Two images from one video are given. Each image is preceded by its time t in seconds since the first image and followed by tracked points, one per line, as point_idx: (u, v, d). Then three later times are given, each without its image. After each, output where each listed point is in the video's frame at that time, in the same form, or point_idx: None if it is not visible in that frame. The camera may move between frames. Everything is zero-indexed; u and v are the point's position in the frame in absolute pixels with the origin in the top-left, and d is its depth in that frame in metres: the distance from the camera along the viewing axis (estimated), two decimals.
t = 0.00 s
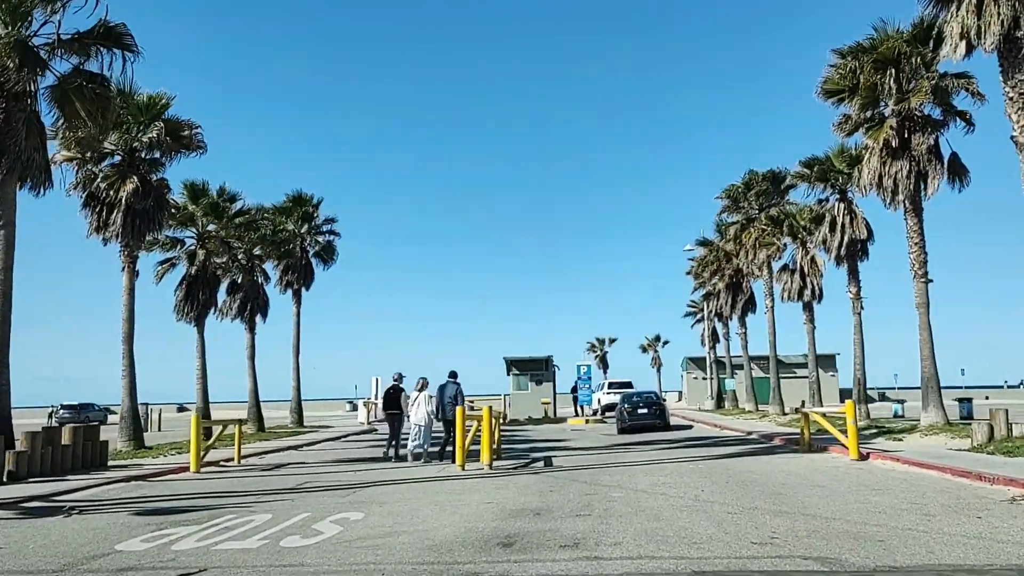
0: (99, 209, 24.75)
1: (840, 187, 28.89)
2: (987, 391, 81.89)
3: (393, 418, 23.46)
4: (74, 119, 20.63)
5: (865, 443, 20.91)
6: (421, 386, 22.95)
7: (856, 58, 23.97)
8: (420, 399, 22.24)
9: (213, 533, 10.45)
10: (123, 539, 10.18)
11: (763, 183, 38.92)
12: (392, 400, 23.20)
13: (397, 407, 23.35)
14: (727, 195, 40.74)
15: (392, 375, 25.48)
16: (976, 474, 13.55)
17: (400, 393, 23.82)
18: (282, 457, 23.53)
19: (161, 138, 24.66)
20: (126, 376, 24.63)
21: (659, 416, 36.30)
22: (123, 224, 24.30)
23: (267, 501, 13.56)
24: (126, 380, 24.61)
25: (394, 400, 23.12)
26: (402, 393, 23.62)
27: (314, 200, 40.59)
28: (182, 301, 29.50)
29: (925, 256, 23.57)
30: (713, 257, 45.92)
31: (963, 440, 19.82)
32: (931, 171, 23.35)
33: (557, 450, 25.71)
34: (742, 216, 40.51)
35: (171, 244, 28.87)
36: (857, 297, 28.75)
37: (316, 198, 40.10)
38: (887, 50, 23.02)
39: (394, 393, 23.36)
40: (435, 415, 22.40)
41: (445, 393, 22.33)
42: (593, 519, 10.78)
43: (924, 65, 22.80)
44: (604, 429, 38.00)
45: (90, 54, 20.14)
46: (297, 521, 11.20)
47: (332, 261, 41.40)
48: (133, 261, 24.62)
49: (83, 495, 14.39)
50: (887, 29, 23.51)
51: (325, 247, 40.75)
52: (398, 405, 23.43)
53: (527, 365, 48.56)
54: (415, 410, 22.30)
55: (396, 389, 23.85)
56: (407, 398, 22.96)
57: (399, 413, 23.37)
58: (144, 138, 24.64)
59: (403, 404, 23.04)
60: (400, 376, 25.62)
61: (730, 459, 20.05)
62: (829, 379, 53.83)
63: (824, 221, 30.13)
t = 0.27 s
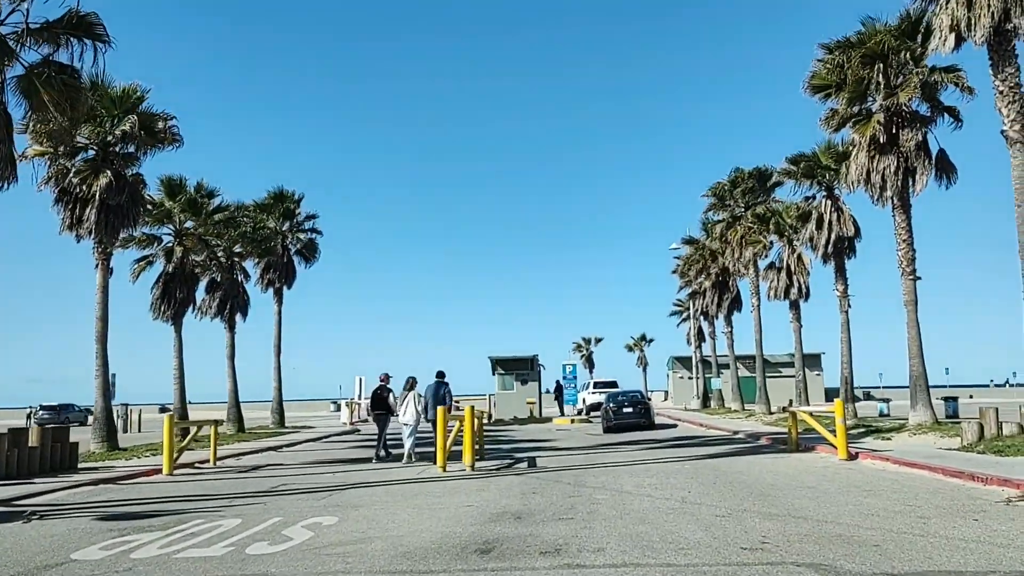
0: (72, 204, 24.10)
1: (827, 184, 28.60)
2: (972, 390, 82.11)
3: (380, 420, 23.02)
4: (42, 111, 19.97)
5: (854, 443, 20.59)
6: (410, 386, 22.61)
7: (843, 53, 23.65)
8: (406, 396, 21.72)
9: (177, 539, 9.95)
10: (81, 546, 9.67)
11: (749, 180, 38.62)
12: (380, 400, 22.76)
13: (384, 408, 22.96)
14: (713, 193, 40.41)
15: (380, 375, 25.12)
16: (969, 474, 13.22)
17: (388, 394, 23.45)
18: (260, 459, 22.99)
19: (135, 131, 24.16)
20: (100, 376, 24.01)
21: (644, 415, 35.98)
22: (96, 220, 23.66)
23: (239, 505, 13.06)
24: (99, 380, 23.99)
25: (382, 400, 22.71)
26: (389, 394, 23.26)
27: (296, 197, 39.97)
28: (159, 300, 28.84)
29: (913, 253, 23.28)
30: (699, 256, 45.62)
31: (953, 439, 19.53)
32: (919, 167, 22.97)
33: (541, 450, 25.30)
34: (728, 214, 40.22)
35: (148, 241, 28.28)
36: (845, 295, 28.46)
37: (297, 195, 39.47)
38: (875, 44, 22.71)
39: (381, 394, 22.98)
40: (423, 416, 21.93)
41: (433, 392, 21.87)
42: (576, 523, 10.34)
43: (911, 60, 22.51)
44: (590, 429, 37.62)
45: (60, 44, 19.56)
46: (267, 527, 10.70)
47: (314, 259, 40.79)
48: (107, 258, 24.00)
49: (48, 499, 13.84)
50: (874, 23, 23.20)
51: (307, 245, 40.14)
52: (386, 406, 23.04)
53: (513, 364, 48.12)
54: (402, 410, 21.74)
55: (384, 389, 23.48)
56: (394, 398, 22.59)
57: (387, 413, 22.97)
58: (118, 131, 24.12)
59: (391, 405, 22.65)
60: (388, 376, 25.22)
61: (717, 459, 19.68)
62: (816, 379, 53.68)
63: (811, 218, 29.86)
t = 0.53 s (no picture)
0: (43, 197, 23.46)
1: (815, 180, 28.28)
2: (954, 389, 82.38)
3: (368, 421, 22.59)
4: (9, 100, 19.12)
5: (842, 441, 20.28)
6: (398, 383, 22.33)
7: (832, 46, 23.32)
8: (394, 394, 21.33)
9: (137, 545, 9.43)
10: (34, 554, 9.13)
11: (736, 177, 38.30)
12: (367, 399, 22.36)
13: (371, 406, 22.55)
14: (699, 189, 40.05)
15: (367, 372, 24.66)
16: (962, 474, 12.89)
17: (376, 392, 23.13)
18: (237, 459, 22.42)
19: (107, 121, 23.55)
20: (72, 374, 23.36)
21: (629, 413, 35.64)
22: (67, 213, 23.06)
23: (209, 508, 12.52)
24: (71, 377, 23.36)
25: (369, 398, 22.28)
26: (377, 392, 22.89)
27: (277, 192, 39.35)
28: (135, 296, 28.22)
29: (902, 249, 23.00)
30: (685, 253, 45.32)
31: (943, 438, 19.25)
32: (908, 162, 22.62)
33: (525, 449, 24.87)
34: (714, 210, 39.89)
35: (123, 236, 27.64)
36: (832, 291, 28.16)
37: (279, 190, 38.90)
38: (865, 37, 22.37)
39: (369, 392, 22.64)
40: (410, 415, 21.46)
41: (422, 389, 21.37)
42: (559, 527, 9.89)
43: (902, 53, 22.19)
44: (575, 428, 37.24)
45: (28, 31, 18.91)
46: (234, 532, 10.20)
47: (296, 255, 40.19)
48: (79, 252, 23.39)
49: (9, 502, 13.27)
50: (863, 16, 22.87)
51: (289, 241, 39.55)
52: (373, 404, 22.65)
53: (498, 362, 47.71)
54: (390, 410, 21.30)
55: (371, 388, 23.10)
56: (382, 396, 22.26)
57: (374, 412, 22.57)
58: (90, 121, 23.54)
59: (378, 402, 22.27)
60: (373, 374, 24.76)
61: (705, 458, 19.30)
62: (802, 377, 53.53)
63: (798, 214, 29.51)
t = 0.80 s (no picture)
0: (22, 190, 22.99)
1: (808, 180, 28.01)
2: (943, 391, 82.48)
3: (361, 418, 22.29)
4: None
5: (835, 444, 19.99)
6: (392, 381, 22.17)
7: (826, 44, 23.02)
8: (387, 390, 21.04)
9: (105, 549, 9.03)
10: None
11: (728, 177, 38.02)
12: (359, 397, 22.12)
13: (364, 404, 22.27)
14: (691, 189, 39.72)
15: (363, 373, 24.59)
16: (959, 478, 12.61)
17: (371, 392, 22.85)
18: (219, 458, 21.98)
19: (89, 113, 23.13)
20: (51, 370, 22.89)
21: (618, 413, 35.36)
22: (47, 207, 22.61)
23: (184, 509, 12.11)
24: (50, 374, 22.89)
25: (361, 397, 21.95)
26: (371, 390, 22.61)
27: (265, 188, 38.88)
28: (118, 292, 27.74)
29: (896, 249, 22.74)
30: (676, 253, 45.04)
31: (937, 441, 18.97)
32: (903, 161, 22.34)
33: (515, 450, 24.53)
34: (706, 210, 39.59)
35: (106, 231, 27.16)
36: (824, 292, 27.90)
37: (267, 186, 38.51)
38: (860, 34, 22.08)
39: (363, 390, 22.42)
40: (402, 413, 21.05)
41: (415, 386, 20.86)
42: (546, 532, 9.53)
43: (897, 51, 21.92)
44: (564, 428, 36.91)
45: (7, 20, 18.44)
46: (208, 535, 9.81)
47: (283, 252, 39.72)
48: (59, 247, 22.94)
49: None
50: (859, 13, 22.59)
51: (277, 237, 39.08)
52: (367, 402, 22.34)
53: (487, 362, 47.36)
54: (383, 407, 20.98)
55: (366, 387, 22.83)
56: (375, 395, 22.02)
57: (367, 410, 22.25)
58: (71, 113, 23.10)
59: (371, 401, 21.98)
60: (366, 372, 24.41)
61: (696, 459, 18.97)
62: (792, 378, 53.35)
63: (791, 214, 29.23)
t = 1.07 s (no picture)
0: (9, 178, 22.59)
1: (808, 182, 27.66)
2: (937, 398, 82.27)
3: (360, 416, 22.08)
4: None
5: (832, 449, 19.65)
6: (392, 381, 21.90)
7: (828, 43, 22.66)
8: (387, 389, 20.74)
9: (73, 549, 8.64)
10: None
11: (727, 178, 37.68)
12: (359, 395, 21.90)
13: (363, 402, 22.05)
14: (689, 189, 39.34)
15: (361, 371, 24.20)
16: (959, 487, 12.28)
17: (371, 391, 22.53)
18: (205, 455, 21.57)
19: (79, 102, 22.71)
20: (35, 363, 22.46)
21: (612, 414, 35.07)
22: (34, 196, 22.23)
23: (161, 507, 11.72)
24: (34, 367, 22.47)
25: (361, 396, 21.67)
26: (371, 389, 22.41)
27: (259, 182, 38.48)
28: (106, 284, 27.33)
29: (896, 253, 22.42)
30: (673, 254, 44.69)
31: (936, 448, 18.64)
32: (904, 164, 22.05)
33: (507, 451, 24.19)
34: (704, 211, 39.23)
35: (95, 222, 26.77)
36: (822, 296, 27.56)
37: (262, 179, 38.22)
38: (863, 34, 21.74)
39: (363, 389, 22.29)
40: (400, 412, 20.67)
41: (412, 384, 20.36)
42: (534, 538, 9.16)
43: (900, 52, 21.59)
44: (557, 429, 36.54)
45: None
46: (182, 535, 9.42)
47: (277, 247, 39.31)
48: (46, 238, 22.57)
49: None
50: (862, 13, 22.24)
51: (270, 232, 38.67)
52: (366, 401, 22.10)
53: (481, 361, 47.03)
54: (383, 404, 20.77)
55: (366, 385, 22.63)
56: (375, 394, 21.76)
57: (366, 409, 21.95)
58: (60, 101, 22.71)
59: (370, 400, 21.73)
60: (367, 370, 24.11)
61: (691, 463, 18.61)
62: (787, 382, 53.04)
63: (790, 216, 28.88)
